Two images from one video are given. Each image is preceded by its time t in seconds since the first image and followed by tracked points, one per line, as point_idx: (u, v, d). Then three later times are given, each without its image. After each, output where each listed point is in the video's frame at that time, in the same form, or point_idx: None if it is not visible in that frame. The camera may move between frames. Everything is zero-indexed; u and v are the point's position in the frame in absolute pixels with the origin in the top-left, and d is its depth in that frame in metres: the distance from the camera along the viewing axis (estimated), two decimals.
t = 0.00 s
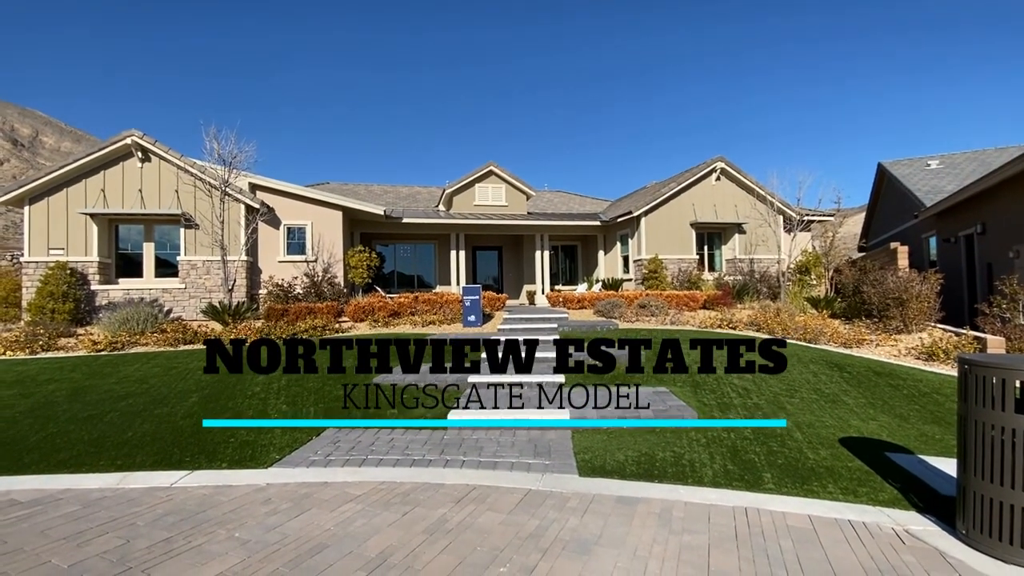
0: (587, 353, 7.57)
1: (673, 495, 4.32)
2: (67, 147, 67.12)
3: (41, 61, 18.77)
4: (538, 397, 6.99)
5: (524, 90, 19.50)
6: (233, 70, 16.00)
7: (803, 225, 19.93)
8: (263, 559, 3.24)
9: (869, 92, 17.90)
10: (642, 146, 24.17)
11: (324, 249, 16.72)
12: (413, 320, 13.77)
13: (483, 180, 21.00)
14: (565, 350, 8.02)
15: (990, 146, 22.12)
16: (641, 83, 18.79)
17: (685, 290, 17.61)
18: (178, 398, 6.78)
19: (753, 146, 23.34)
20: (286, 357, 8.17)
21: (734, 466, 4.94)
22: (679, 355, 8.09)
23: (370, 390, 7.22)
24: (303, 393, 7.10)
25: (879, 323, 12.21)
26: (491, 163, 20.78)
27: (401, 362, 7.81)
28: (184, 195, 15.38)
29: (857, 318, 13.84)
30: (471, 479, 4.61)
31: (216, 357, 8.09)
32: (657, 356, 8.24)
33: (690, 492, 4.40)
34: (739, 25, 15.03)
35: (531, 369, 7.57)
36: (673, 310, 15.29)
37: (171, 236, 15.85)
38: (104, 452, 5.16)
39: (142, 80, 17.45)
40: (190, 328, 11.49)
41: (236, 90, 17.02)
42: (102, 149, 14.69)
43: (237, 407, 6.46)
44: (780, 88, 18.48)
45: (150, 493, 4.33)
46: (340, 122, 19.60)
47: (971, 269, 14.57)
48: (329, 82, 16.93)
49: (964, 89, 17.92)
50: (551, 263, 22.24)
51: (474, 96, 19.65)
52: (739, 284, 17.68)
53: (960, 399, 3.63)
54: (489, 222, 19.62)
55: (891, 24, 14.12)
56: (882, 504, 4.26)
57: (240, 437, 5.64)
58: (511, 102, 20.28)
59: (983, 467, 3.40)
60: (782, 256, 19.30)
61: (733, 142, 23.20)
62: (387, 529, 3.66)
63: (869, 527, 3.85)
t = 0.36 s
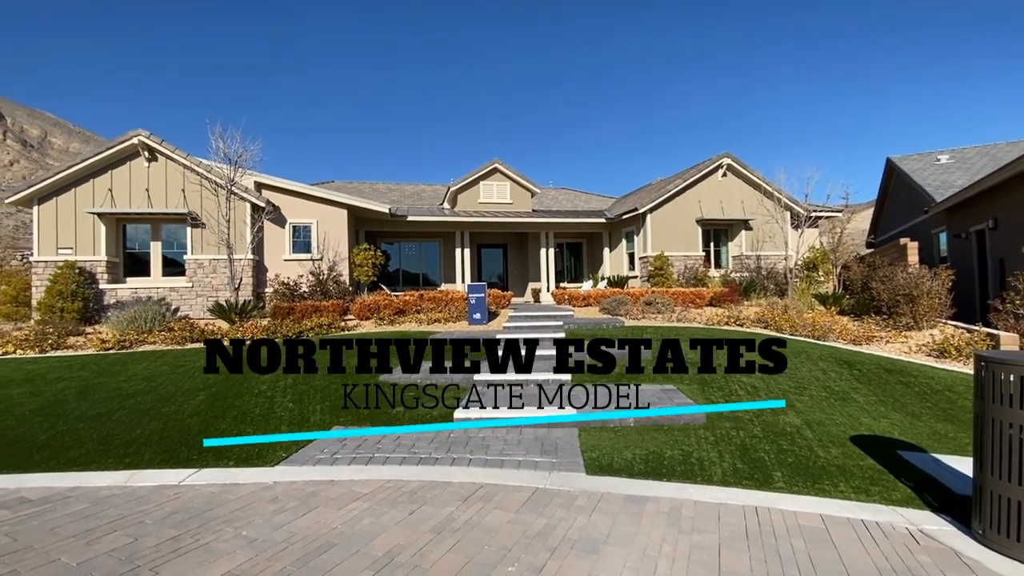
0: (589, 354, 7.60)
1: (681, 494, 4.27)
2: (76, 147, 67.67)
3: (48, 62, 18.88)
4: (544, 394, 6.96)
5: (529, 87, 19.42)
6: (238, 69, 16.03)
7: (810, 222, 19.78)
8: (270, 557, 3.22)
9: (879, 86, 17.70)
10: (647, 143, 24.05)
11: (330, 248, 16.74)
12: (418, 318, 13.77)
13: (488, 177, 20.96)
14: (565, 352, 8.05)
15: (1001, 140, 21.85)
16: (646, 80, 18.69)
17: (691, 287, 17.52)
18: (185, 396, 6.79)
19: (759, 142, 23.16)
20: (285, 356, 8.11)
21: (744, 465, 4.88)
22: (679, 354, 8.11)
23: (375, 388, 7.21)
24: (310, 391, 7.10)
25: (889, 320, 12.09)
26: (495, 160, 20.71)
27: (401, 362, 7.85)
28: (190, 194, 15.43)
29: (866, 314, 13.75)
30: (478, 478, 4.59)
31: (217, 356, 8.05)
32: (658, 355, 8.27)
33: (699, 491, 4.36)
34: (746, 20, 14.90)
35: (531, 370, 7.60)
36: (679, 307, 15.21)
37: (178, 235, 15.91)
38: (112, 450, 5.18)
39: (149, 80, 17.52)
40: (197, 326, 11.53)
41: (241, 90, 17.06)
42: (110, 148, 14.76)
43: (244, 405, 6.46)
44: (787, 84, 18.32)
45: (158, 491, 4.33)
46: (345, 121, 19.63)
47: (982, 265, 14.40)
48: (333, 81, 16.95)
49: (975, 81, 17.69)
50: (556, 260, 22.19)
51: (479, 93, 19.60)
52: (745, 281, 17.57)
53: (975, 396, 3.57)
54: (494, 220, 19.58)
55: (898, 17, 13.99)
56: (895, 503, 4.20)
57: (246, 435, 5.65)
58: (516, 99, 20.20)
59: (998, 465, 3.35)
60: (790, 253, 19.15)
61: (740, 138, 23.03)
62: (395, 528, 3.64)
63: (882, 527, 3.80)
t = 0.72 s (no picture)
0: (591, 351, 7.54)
1: (693, 493, 4.22)
2: (85, 147, 68.23)
3: (56, 62, 18.99)
4: (552, 392, 6.93)
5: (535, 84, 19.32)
6: (245, 67, 16.05)
7: (819, 217, 19.60)
8: (279, 556, 3.20)
9: (890, 79, 17.48)
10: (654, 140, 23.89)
11: (336, 246, 16.75)
12: (424, 315, 13.74)
13: (494, 174, 20.91)
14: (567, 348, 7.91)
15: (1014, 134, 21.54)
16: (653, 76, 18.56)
17: (698, 284, 17.42)
18: (193, 393, 6.80)
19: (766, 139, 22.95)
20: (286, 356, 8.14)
21: (756, 463, 4.81)
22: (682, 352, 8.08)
23: (381, 387, 7.19)
24: (317, 389, 7.08)
25: (900, 316, 11.96)
26: (501, 157, 20.60)
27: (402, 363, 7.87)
28: (197, 192, 15.49)
29: (877, 311, 13.66)
30: (487, 476, 4.55)
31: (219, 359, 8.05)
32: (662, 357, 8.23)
33: (710, 490, 4.30)
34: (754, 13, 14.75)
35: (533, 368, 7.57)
36: (686, 304, 15.10)
37: (185, 233, 15.97)
38: (121, 448, 5.18)
39: (156, 79, 17.58)
40: (204, 324, 11.56)
41: (248, 88, 17.07)
42: (117, 147, 14.83)
43: (252, 403, 6.46)
44: (796, 78, 18.12)
45: (167, 489, 4.33)
46: (351, 119, 19.61)
47: (995, 260, 14.21)
48: (340, 78, 16.93)
49: (988, 73, 17.44)
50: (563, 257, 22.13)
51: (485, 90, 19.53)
52: (754, 278, 17.44)
53: (995, 394, 3.49)
54: (500, 217, 19.53)
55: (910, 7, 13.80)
56: (911, 502, 4.13)
57: (254, 432, 5.63)
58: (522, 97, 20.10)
59: (1018, 464, 3.28)
60: (798, 249, 18.99)
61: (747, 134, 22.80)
62: (404, 526, 3.61)
63: (898, 526, 3.73)
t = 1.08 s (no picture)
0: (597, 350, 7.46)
1: (703, 496, 4.12)
2: (94, 147, 68.82)
3: (63, 62, 19.08)
4: (558, 392, 6.84)
5: (541, 82, 19.21)
6: (250, 65, 16.04)
7: (829, 215, 19.36)
8: (281, 559, 3.14)
9: (900, 74, 17.24)
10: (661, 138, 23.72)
11: (341, 244, 16.73)
12: (429, 314, 13.69)
13: (499, 172, 20.82)
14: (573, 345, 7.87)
15: None
16: (660, 72, 18.40)
17: (706, 283, 17.25)
18: (197, 392, 6.76)
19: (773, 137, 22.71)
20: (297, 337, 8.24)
21: (767, 465, 4.70)
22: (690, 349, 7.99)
23: (386, 386, 7.12)
24: (321, 388, 7.03)
25: (913, 315, 11.78)
26: (506, 155, 20.51)
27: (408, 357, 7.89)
28: (203, 191, 15.51)
29: (888, 309, 13.55)
30: (493, 477, 4.47)
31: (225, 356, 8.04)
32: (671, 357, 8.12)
33: (722, 492, 4.20)
34: (763, 8, 14.57)
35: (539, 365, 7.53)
36: (694, 302, 14.97)
37: (192, 232, 16.00)
38: (125, 447, 5.15)
39: (161, 78, 17.61)
40: (210, 322, 11.56)
41: (253, 87, 17.07)
42: (124, 146, 14.87)
43: (256, 402, 6.41)
44: (804, 74, 17.92)
45: (169, 489, 4.29)
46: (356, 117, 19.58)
47: (1009, 257, 13.97)
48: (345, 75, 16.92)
49: (1002, 68, 17.17)
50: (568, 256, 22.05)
51: (490, 87, 19.44)
52: (762, 276, 17.26)
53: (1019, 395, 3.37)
54: (505, 215, 19.45)
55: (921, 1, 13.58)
56: (929, 506, 4.01)
57: (258, 432, 5.57)
58: (527, 94, 19.98)
59: None
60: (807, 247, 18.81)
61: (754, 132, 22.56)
62: (407, 529, 3.54)
63: (917, 531, 3.62)
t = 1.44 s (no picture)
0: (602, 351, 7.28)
1: (714, 506, 3.93)
2: (101, 148, 69.18)
3: (66, 61, 19.04)
4: (563, 394, 6.66)
5: (545, 80, 19.01)
6: (252, 64, 15.93)
7: (837, 214, 19.12)
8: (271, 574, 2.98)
9: (911, 70, 16.95)
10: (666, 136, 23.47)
11: (344, 244, 16.60)
12: (432, 314, 13.53)
13: (503, 171, 20.66)
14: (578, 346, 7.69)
15: None
16: (665, 69, 18.19)
17: (712, 282, 17.03)
18: (194, 395, 6.62)
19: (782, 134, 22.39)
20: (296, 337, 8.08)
21: (781, 473, 4.51)
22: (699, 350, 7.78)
23: (386, 388, 6.96)
24: (320, 390, 6.87)
25: (925, 316, 11.53)
26: (510, 154, 20.33)
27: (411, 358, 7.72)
28: (205, 190, 15.42)
29: (899, 310, 13.33)
30: (494, 485, 4.30)
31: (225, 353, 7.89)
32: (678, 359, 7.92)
33: (734, 502, 4.02)
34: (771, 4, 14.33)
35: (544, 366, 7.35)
36: (700, 302, 14.75)
37: (194, 232, 15.91)
38: (116, 452, 5.00)
39: (163, 77, 17.52)
40: (210, 323, 11.44)
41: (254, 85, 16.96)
42: (126, 145, 14.79)
43: (253, 405, 6.26)
44: (813, 71, 17.66)
45: (160, 497, 4.14)
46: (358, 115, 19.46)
47: None
48: (347, 73, 16.78)
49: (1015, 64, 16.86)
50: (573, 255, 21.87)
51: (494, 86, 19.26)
52: (769, 276, 17.03)
53: None
54: (509, 214, 19.29)
55: None
56: (952, 517, 3.81)
57: (253, 436, 5.42)
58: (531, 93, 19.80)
59: None
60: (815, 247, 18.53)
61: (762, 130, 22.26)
62: (405, 541, 3.37)
63: (942, 545, 3.42)
